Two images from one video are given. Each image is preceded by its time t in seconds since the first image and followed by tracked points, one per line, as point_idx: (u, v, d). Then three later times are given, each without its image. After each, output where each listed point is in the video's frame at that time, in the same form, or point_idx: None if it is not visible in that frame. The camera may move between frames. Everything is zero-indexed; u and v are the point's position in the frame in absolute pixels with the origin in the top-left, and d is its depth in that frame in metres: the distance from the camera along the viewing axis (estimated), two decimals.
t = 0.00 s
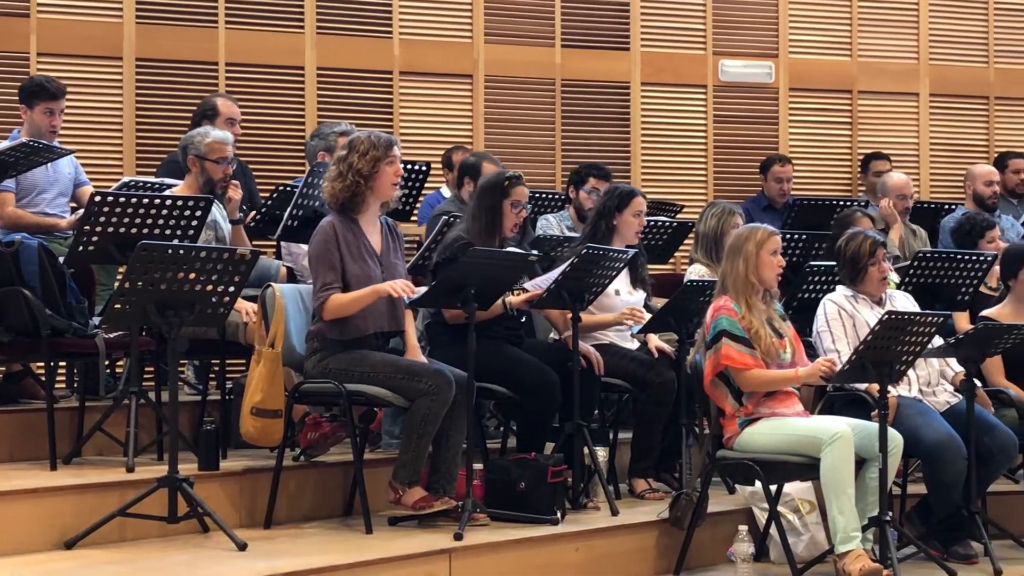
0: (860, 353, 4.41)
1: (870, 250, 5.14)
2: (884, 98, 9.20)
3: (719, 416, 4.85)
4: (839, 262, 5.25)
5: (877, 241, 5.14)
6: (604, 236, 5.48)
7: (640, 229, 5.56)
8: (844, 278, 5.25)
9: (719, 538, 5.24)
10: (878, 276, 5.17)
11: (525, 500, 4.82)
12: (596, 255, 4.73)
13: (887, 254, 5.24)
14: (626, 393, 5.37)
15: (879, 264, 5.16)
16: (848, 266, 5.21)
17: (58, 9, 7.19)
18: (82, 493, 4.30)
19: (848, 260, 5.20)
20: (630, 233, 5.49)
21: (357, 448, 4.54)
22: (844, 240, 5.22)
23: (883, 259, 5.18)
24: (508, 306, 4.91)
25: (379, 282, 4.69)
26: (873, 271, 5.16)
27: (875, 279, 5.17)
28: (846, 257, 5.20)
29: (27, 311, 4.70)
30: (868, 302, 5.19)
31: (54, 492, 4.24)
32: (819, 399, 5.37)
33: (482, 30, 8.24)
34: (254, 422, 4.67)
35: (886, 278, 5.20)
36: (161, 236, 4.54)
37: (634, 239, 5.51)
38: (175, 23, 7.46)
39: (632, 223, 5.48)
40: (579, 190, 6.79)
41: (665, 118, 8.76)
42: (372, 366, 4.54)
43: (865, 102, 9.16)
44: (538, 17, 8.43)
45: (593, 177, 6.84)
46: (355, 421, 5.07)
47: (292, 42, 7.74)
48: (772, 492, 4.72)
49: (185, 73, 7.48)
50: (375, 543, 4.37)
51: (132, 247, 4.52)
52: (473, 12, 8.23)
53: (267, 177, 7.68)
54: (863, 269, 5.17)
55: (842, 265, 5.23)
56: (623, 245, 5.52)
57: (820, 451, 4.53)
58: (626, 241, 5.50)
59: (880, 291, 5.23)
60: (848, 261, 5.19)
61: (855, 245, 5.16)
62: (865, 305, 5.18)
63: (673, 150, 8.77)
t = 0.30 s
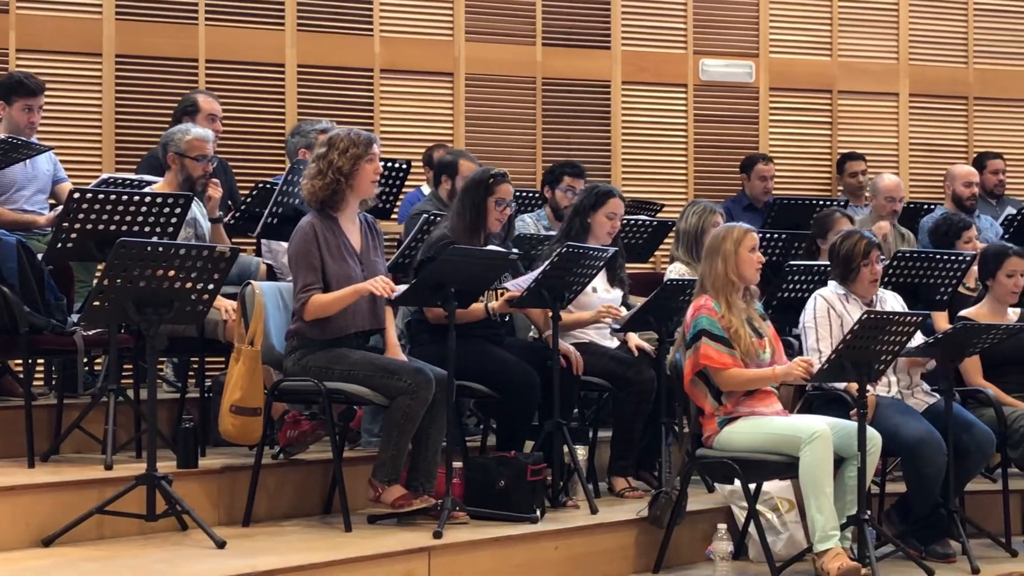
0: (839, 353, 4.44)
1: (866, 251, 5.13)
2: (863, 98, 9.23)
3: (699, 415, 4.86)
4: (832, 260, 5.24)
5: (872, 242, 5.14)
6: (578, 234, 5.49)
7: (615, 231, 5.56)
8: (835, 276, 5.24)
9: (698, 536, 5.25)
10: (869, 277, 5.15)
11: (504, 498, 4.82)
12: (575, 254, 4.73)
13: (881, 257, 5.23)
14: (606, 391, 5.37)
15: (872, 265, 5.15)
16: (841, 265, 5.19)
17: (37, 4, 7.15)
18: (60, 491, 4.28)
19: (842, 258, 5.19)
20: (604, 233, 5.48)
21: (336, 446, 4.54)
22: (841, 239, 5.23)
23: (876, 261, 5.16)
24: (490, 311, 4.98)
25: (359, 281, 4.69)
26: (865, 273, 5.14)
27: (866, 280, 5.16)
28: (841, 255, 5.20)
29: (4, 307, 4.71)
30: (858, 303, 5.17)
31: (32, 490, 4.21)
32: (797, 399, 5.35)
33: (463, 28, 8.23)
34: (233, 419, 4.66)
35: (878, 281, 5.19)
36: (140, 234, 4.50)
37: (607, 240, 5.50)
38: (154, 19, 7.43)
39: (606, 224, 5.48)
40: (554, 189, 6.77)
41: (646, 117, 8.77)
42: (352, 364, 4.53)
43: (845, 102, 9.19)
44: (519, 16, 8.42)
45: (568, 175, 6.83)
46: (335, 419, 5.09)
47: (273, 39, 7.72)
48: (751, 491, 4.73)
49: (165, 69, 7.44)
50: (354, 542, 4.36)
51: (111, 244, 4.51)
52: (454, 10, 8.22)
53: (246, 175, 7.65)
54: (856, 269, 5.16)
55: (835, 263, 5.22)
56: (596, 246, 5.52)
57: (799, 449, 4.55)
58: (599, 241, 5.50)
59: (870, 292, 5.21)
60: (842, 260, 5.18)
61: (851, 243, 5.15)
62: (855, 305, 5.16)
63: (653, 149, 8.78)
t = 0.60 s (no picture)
0: (818, 351, 4.48)
1: (859, 251, 5.11)
2: (844, 99, 9.26)
3: (679, 414, 4.87)
4: (824, 258, 5.22)
5: (866, 242, 5.13)
6: (553, 232, 5.50)
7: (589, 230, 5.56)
8: (828, 273, 5.21)
9: (679, 536, 5.26)
10: (861, 277, 5.15)
11: (484, 497, 4.82)
12: (557, 253, 4.73)
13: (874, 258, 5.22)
14: (587, 390, 5.37)
15: (864, 265, 5.14)
16: (833, 263, 5.17)
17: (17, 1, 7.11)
18: (40, 490, 4.26)
19: (834, 257, 5.17)
20: (578, 232, 5.49)
21: (317, 445, 4.53)
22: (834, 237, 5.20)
23: (869, 262, 5.15)
24: (473, 313, 5.01)
25: (340, 280, 4.68)
26: (858, 273, 5.13)
27: (858, 280, 5.15)
28: (833, 253, 5.18)
29: None
30: (847, 303, 5.16)
31: (11, 489, 4.19)
32: (778, 399, 5.41)
33: (445, 27, 8.22)
34: (213, 418, 4.64)
35: (868, 280, 5.17)
36: (120, 232, 4.49)
37: (581, 238, 5.51)
38: (135, 16, 7.39)
39: (580, 222, 5.48)
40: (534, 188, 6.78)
41: (627, 116, 8.77)
42: (333, 363, 4.53)
43: (826, 103, 9.22)
44: (501, 15, 8.42)
45: (548, 174, 6.88)
46: (315, 417, 5.08)
47: (254, 37, 7.70)
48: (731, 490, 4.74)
49: (145, 67, 7.41)
50: (335, 541, 4.35)
51: (91, 242, 4.48)
52: (436, 9, 8.21)
53: (227, 173, 7.62)
54: (848, 269, 5.14)
55: (827, 261, 5.20)
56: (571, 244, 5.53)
57: (779, 449, 4.56)
58: (574, 240, 5.51)
59: (859, 292, 5.20)
60: (835, 258, 5.16)
61: (845, 242, 5.13)
62: (844, 305, 5.15)
63: (635, 148, 8.80)
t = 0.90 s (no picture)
0: (800, 352, 4.49)
1: (849, 255, 5.11)
2: (826, 100, 9.30)
3: (661, 414, 4.88)
4: (813, 259, 5.21)
5: (856, 246, 5.12)
6: (529, 231, 5.50)
7: (565, 231, 5.55)
8: (815, 275, 5.22)
9: (660, 536, 5.26)
10: (849, 282, 5.15)
11: (465, 497, 4.82)
12: (539, 253, 4.73)
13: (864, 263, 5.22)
14: (568, 390, 5.37)
15: (853, 270, 5.14)
16: (822, 266, 5.17)
17: None
18: (19, 489, 4.23)
19: (823, 259, 5.16)
20: (552, 232, 5.49)
21: (297, 444, 4.52)
22: (823, 239, 5.20)
23: (858, 265, 5.15)
24: (454, 314, 4.99)
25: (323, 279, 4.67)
26: (845, 277, 5.14)
27: (847, 284, 5.15)
28: (822, 257, 5.17)
29: None
30: (834, 305, 5.17)
31: None
32: (758, 400, 5.49)
33: (427, 26, 8.20)
34: (194, 418, 4.62)
35: (857, 285, 5.18)
36: (101, 230, 4.47)
37: (556, 239, 5.51)
38: (116, 14, 7.36)
39: (556, 221, 5.48)
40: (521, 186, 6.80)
41: (610, 117, 8.78)
42: (314, 362, 4.52)
43: (807, 105, 9.25)
44: (484, 15, 8.41)
45: (536, 173, 6.88)
46: (296, 417, 5.06)
47: (236, 35, 7.67)
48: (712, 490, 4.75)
49: (127, 65, 7.38)
50: (315, 540, 4.34)
51: (72, 241, 4.46)
52: (418, 8, 8.20)
53: (208, 172, 7.60)
54: (837, 273, 5.14)
55: (816, 262, 5.18)
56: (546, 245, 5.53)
57: (760, 449, 4.57)
58: (548, 240, 5.51)
59: (847, 296, 5.20)
60: (824, 262, 5.15)
61: (835, 246, 5.13)
62: (830, 308, 5.16)
63: (617, 149, 8.80)
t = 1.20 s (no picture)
0: (780, 354, 4.50)
1: (828, 256, 5.14)
2: (805, 103, 9.33)
3: (640, 416, 4.88)
4: (792, 260, 5.24)
5: (834, 246, 5.15)
6: (506, 231, 5.49)
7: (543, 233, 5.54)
8: (794, 275, 5.25)
9: (639, 537, 5.27)
10: (827, 282, 5.17)
11: (444, 498, 4.81)
12: (520, 254, 4.73)
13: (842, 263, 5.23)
14: (548, 391, 5.38)
15: (832, 270, 5.16)
16: (802, 266, 5.19)
17: None
18: None
19: (803, 260, 5.19)
20: (529, 233, 5.48)
21: (276, 445, 4.51)
22: (802, 239, 5.22)
23: (836, 266, 5.17)
24: (435, 315, 5.00)
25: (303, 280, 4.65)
26: (823, 277, 5.16)
27: (825, 284, 5.18)
28: (802, 258, 5.19)
29: None
30: (812, 305, 5.19)
31: None
32: (738, 401, 5.51)
33: (408, 27, 8.19)
34: (172, 418, 4.60)
35: (835, 286, 5.21)
36: (79, 230, 4.44)
37: (532, 241, 5.50)
38: (95, 13, 7.33)
39: (533, 222, 5.47)
40: (507, 183, 6.88)
41: (590, 118, 8.79)
42: (293, 362, 4.50)
43: (787, 107, 9.28)
44: (465, 15, 8.40)
45: (521, 170, 6.97)
46: (275, 417, 5.05)
47: (216, 35, 7.64)
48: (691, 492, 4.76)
49: (106, 64, 7.34)
50: (294, 541, 4.33)
51: (50, 240, 4.44)
52: (399, 9, 8.19)
53: (188, 171, 7.57)
54: (816, 274, 5.17)
55: (795, 263, 5.22)
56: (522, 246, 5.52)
57: (739, 451, 4.58)
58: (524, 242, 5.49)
59: (825, 296, 5.23)
60: (803, 263, 5.18)
61: (814, 246, 5.15)
62: (810, 309, 5.18)
63: (598, 151, 8.81)
